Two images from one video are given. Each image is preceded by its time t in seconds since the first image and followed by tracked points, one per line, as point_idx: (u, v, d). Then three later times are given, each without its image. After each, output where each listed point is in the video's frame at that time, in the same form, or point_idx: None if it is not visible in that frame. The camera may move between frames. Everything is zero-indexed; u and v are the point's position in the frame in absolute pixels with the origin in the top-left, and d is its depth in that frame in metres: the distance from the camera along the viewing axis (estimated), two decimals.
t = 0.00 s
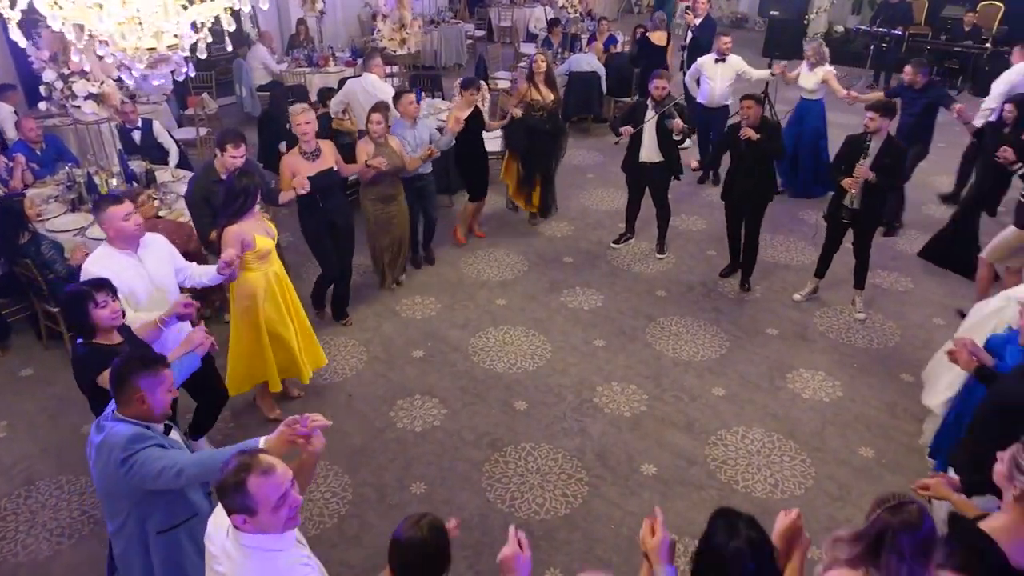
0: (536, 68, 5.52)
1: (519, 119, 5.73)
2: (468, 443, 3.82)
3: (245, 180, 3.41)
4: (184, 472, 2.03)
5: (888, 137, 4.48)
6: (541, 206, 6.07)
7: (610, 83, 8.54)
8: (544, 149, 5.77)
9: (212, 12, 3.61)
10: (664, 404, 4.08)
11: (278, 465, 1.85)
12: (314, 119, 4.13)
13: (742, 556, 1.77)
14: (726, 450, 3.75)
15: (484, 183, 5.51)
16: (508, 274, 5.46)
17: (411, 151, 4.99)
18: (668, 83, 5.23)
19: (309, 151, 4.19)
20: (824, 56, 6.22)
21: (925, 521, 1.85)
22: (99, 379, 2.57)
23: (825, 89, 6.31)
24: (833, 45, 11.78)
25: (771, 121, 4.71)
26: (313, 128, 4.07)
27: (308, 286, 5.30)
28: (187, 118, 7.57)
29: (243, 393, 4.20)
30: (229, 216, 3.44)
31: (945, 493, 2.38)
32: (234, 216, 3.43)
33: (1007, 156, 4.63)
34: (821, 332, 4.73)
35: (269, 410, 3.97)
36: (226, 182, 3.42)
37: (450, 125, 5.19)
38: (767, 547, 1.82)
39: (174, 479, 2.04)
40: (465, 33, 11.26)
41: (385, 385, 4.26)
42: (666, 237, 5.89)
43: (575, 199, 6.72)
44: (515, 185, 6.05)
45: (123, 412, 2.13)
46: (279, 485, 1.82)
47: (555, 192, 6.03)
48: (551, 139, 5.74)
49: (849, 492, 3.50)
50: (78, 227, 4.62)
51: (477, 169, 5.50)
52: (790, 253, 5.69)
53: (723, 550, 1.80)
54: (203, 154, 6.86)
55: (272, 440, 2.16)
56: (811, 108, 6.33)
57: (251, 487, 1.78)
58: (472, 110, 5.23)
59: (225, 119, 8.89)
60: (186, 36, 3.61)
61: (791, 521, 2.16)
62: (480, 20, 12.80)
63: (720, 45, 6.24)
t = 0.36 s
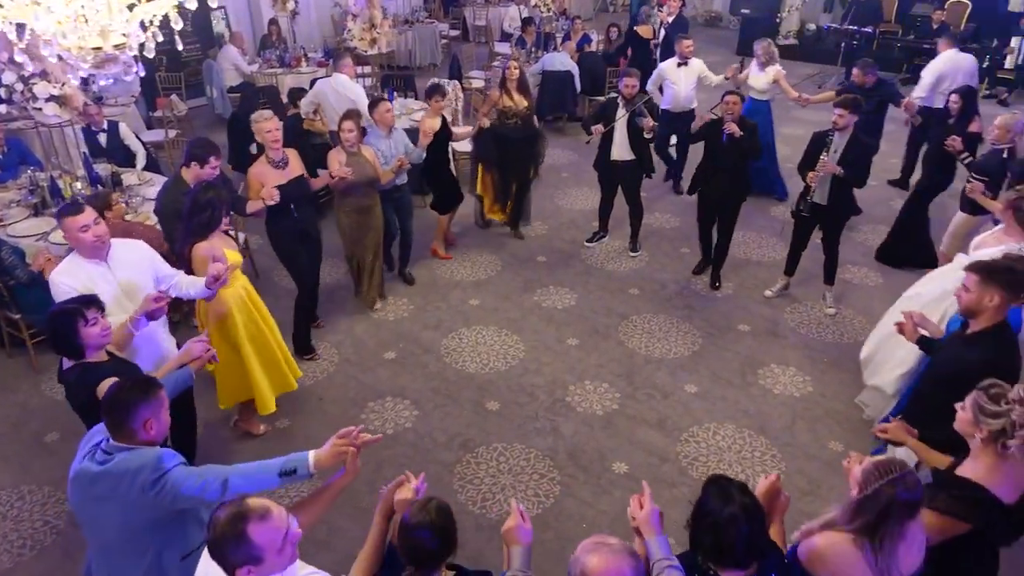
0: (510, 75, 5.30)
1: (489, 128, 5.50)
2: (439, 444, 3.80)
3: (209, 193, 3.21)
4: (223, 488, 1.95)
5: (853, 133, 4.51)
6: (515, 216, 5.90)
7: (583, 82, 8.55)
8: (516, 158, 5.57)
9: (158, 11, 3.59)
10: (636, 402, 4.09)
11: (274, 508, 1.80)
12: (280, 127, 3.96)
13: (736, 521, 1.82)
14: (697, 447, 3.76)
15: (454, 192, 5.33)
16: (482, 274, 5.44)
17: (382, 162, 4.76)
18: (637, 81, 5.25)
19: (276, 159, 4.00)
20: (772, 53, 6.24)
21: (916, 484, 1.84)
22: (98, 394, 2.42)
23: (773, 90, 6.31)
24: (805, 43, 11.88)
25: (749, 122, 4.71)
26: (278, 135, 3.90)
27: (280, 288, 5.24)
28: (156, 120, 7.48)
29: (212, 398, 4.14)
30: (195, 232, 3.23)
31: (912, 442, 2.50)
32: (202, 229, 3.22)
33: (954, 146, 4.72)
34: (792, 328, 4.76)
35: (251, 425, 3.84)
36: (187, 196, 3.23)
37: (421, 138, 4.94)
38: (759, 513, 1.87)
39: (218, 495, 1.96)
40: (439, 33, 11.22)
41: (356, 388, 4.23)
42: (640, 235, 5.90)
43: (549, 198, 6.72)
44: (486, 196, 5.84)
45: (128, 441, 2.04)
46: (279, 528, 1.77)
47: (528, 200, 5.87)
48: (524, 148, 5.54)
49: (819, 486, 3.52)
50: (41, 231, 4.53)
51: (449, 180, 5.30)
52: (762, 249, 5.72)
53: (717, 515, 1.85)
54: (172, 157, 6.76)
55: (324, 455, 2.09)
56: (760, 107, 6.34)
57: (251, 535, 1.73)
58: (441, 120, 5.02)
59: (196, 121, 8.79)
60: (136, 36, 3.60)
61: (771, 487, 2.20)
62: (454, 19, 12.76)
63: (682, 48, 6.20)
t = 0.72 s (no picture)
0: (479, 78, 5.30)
1: (458, 131, 5.46)
2: (411, 447, 3.78)
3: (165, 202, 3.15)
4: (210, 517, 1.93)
5: (820, 132, 4.56)
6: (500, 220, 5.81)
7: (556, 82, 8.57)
8: (488, 160, 5.52)
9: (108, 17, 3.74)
10: (608, 402, 4.10)
11: (258, 540, 1.74)
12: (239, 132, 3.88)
13: (712, 512, 1.82)
14: (668, 445, 3.78)
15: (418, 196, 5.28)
16: (455, 276, 5.43)
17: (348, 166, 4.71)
18: (606, 82, 5.30)
19: (236, 164, 3.90)
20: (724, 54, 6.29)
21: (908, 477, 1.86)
22: (63, 416, 2.37)
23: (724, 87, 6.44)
24: (777, 42, 11.98)
25: (723, 126, 4.73)
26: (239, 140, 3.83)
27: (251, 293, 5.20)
28: (125, 123, 7.38)
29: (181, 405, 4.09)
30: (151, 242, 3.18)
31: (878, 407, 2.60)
32: (156, 238, 3.17)
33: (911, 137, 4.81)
34: (763, 325, 4.80)
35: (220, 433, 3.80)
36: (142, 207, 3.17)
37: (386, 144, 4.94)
38: (736, 501, 1.88)
39: (202, 525, 1.93)
40: (414, 34, 11.19)
41: (327, 393, 4.20)
42: (613, 235, 5.92)
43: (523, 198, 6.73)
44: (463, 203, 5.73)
45: (100, 468, 1.92)
46: (261, 558, 1.72)
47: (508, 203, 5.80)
48: (495, 150, 5.50)
49: (788, 481, 3.55)
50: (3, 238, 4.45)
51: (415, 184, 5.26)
52: (734, 248, 5.77)
53: (696, 506, 1.85)
54: (141, 161, 6.69)
55: (309, 478, 2.11)
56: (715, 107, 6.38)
57: (242, 566, 1.67)
58: (407, 124, 5.02)
59: (166, 125, 8.70)
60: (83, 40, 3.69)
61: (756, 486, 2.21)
62: (429, 20, 12.72)
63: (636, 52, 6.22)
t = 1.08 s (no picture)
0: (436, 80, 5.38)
1: (418, 131, 5.49)
2: (382, 451, 3.77)
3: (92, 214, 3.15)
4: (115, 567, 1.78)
5: (787, 131, 4.61)
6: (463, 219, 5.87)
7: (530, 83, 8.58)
8: (449, 159, 5.57)
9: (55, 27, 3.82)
10: (581, 402, 4.12)
11: (175, 535, 1.74)
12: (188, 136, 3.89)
13: (686, 548, 1.71)
14: (639, 444, 3.80)
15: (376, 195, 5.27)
16: (428, 278, 5.42)
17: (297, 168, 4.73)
18: (576, 83, 5.33)
19: (184, 169, 3.91)
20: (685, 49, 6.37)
21: (920, 518, 1.79)
22: None
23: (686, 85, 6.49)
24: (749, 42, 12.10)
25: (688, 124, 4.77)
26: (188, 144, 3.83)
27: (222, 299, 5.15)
28: (94, 128, 7.31)
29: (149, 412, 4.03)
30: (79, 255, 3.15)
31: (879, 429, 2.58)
32: (80, 250, 3.14)
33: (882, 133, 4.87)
34: (733, 322, 4.85)
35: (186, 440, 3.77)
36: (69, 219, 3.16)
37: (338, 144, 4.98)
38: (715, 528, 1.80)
39: None
40: (388, 36, 11.16)
41: (298, 397, 4.17)
42: (586, 235, 5.94)
43: (497, 199, 6.73)
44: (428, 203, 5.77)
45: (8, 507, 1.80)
46: (179, 554, 1.73)
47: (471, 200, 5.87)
48: (454, 148, 5.56)
49: (757, 477, 3.59)
50: None
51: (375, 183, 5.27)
52: (705, 246, 5.81)
53: (669, 542, 1.73)
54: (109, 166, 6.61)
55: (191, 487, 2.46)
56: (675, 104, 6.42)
57: (150, 560, 1.67)
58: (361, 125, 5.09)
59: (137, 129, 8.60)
60: (30, 46, 3.78)
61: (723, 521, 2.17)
62: (403, 22, 12.69)
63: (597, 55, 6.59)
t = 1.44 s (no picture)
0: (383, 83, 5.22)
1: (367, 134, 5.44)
2: (353, 454, 3.74)
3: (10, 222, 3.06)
4: None
5: (755, 128, 4.64)
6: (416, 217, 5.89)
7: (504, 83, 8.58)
8: (400, 161, 5.55)
9: None
10: (554, 401, 4.11)
11: (108, 548, 1.83)
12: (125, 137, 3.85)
13: None
14: (611, 442, 3.80)
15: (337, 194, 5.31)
16: (401, 279, 5.39)
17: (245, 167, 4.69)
18: (547, 82, 5.29)
19: (120, 170, 3.88)
20: (645, 50, 6.51)
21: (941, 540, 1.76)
22: None
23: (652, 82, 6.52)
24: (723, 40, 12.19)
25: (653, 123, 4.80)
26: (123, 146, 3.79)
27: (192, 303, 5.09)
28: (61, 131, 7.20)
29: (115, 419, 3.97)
30: None
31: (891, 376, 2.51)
32: None
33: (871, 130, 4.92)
34: (706, 319, 4.87)
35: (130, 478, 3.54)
36: None
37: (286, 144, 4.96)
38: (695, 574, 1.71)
39: None
40: (362, 36, 11.10)
41: (268, 401, 4.13)
42: (560, 234, 5.94)
43: (472, 199, 6.72)
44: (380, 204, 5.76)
45: None
46: (110, 563, 1.81)
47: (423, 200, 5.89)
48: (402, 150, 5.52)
49: (728, 473, 3.60)
50: None
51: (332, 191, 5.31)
52: (679, 244, 5.83)
53: None
54: (77, 169, 6.51)
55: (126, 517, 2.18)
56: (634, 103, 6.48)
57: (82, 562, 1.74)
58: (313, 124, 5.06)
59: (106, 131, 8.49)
60: None
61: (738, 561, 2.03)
62: (378, 22, 12.64)
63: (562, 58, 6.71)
